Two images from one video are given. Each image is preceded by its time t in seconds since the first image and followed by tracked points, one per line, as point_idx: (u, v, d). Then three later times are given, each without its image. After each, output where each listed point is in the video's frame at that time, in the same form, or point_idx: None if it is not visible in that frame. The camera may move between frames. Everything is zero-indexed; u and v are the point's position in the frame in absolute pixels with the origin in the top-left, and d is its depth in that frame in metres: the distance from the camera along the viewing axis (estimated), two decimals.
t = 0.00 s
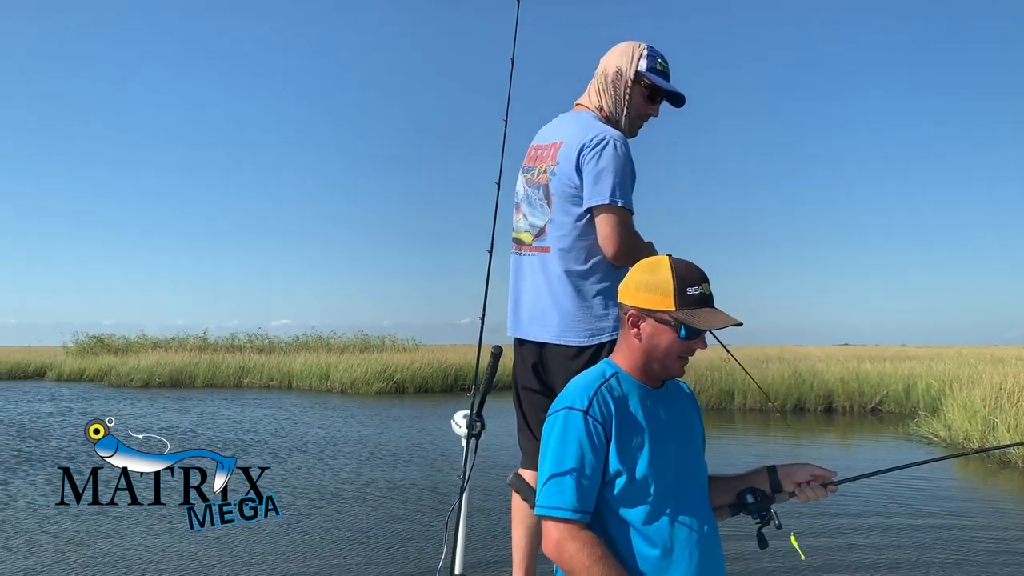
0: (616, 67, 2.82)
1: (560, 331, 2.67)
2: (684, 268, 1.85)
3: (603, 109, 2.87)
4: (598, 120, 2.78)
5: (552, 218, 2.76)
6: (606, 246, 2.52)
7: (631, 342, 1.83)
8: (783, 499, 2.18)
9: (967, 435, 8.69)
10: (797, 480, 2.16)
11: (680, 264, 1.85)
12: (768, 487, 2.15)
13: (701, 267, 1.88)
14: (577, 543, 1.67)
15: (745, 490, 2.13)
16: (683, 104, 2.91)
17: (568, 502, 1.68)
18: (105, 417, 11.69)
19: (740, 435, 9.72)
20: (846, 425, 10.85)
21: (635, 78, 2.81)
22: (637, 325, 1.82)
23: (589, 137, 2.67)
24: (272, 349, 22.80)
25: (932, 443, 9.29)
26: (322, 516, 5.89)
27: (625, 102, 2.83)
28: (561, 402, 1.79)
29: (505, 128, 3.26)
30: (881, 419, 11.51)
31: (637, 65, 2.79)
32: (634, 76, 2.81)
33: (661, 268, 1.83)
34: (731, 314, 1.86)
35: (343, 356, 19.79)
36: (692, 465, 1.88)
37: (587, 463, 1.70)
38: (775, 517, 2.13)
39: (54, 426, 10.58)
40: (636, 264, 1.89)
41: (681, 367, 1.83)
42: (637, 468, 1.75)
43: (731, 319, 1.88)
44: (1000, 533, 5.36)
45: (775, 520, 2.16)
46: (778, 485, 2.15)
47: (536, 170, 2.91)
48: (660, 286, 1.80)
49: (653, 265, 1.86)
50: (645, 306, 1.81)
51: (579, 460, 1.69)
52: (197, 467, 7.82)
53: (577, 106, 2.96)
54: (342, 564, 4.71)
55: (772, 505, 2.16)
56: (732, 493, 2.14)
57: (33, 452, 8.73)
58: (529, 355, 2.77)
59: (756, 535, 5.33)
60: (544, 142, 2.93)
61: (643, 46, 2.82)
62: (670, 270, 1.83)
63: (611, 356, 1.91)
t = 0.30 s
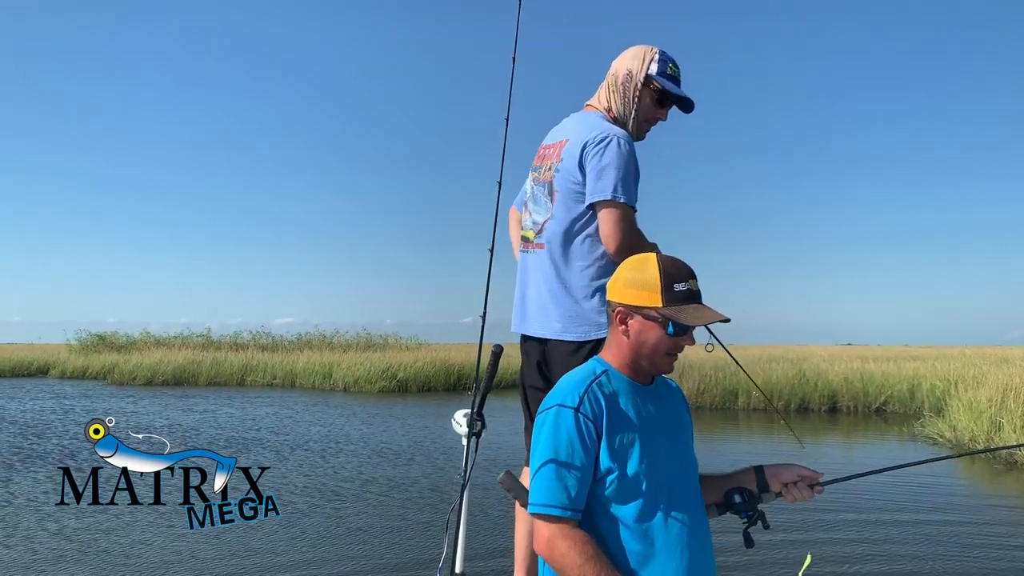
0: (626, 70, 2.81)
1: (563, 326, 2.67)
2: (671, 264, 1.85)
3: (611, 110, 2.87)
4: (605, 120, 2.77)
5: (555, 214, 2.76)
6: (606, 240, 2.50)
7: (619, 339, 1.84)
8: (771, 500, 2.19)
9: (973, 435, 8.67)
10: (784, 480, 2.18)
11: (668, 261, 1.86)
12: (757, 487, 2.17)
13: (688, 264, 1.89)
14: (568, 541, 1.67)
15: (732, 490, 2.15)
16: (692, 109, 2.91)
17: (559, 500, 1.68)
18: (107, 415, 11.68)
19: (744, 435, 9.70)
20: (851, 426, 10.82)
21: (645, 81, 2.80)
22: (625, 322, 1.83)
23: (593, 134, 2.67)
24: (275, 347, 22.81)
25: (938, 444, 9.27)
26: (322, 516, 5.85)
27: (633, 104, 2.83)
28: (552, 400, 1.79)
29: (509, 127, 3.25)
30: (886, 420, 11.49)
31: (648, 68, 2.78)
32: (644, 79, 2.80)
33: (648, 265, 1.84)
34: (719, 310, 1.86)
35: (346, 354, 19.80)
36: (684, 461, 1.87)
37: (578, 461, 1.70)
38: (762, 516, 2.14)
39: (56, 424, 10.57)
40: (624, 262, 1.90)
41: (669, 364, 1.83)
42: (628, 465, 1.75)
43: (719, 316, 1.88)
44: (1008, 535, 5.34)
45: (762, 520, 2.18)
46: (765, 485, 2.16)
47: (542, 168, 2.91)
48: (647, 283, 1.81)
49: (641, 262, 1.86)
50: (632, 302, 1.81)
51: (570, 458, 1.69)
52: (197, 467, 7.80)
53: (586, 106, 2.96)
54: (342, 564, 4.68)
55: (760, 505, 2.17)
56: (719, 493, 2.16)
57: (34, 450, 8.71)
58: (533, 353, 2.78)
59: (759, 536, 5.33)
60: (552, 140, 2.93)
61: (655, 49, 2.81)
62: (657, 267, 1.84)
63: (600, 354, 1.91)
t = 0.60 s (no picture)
0: (636, 72, 2.81)
1: (565, 321, 2.66)
2: (661, 261, 1.85)
3: (619, 111, 2.85)
4: (612, 119, 2.76)
5: (559, 209, 2.75)
6: (607, 234, 2.49)
7: (610, 335, 1.84)
8: (763, 497, 2.21)
9: (979, 438, 8.64)
10: (776, 478, 2.19)
11: (657, 258, 1.85)
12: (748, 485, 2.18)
13: (676, 258, 1.89)
14: (563, 541, 1.67)
15: (724, 488, 2.16)
16: (698, 116, 2.92)
17: (552, 500, 1.67)
18: (109, 412, 11.68)
19: (748, 437, 9.68)
20: (855, 428, 10.80)
21: (654, 84, 2.81)
22: (616, 318, 1.82)
23: (599, 130, 2.67)
24: (278, 345, 22.84)
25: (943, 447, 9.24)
26: (321, 515, 5.81)
27: (642, 105, 2.82)
28: (543, 399, 1.79)
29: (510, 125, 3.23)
30: (891, 422, 11.46)
31: (657, 71, 2.79)
32: (652, 82, 2.80)
33: (638, 261, 1.83)
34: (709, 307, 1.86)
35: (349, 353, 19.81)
36: (676, 459, 1.87)
37: (571, 460, 1.69)
38: (753, 514, 2.16)
39: (57, 421, 10.57)
40: (614, 259, 1.89)
41: (659, 360, 1.83)
42: (621, 464, 1.75)
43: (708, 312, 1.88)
44: (1014, 537, 5.31)
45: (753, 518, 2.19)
46: (757, 483, 2.18)
47: (548, 165, 2.91)
48: (637, 279, 1.80)
49: (630, 259, 1.86)
50: (621, 299, 1.81)
51: (562, 457, 1.69)
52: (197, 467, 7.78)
53: (594, 106, 2.96)
54: (342, 564, 4.65)
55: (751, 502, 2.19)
56: (711, 490, 2.17)
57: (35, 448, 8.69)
58: (537, 350, 2.78)
59: (762, 536, 5.30)
60: (559, 138, 2.93)
61: (663, 54, 2.83)
62: (646, 264, 1.83)
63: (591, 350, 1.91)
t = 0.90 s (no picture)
0: (638, 72, 2.80)
1: (565, 320, 2.65)
2: (657, 260, 1.85)
3: (620, 111, 2.84)
4: (613, 119, 2.75)
5: (559, 208, 2.75)
6: (607, 233, 2.49)
7: (607, 335, 1.84)
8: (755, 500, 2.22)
9: (985, 442, 8.60)
10: (769, 482, 2.20)
11: (653, 257, 1.86)
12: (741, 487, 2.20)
13: (672, 258, 1.89)
14: (562, 541, 1.67)
15: (716, 490, 2.18)
16: (699, 117, 2.92)
17: (552, 500, 1.67)
18: (112, 412, 11.69)
19: (752, 440, 9.66)
20: (860, 431, 10.77)
21: (656, 84, 2.81)
22: (612, 317, 1.83)
23: (601, 129, 2.66)
24: (282, 345, 22.86)
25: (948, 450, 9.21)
26: (321, 516, 5.80)
27: (644, 106, 2.81)
28: (542, 399, 1.78)
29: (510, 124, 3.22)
30: (895, 425, 11.42)
31: (659, 72, 2.79)
32: (654, 82, 2.80)
33: (634, 260, 1.84)
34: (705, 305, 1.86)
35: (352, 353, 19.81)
36: (673, 458, 1.87)
37: (571, 460, 1.69)
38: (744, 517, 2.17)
39: (59, 421, 10.59)
40: (610, 258, 1.90)
41: (657, 359, 1.83)
42: (620, 464, 1.75)
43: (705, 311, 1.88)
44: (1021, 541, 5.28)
45: (744, 520, 2.21)
46: (749, 486, 2.19)
47: (549, 165, 2.91)
48: (633, 278, 1.81)
49: (626, 259, 1.87)
50: (618, 298, 1.81)
51: (562, 457, 1.68)
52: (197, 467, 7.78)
53: (595, 106, 2.95)
54: (341, 565, 4.64)
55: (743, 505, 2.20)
56: (703, 492, 2.20)
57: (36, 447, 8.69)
58: (538, 350, 2.79)
59: (766, 539, 5.30)
60: (560, 138, 2.93)
61: (665, 55, 2.83)
62: (643, 263, 1.84)
63: (589, 351, 1.91)
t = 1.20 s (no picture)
0: (635, 72, 2.80)
1: (561, 322, 2.65)
2: (644, 258, 1.85)
3: (618, 111, 2.84)
4: (610, 119, 2.75)
5: (556, 209, 2.75)
6: (603, 233, 2.48)
7: (596, 335, 1.84)
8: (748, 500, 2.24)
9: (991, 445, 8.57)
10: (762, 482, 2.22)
11: (640, 256, 1.86)
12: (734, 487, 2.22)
13: (659, 255, 1.90)
14: (557, 543, 1.66)
15: (709, 490, 2.20)
16: (697, 117, 2.91)
17: (547, 502, 1.67)
18: (114, 412, 11.70)
19: (756, 441, 9.65)
20: (864, 433, 10.75)
21: (653, 84, 2.80)
22: (601, 317, 1.83)
23: (598, 131, 2.66)
24: (285, 346, 22.87)
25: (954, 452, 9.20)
26: (321, 516, 5.81)
27: (641, 106, 2.81)
28: (535, 401, 1.78)
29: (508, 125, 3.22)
30: (900, 428, 11.40)
31: (657, 72, 2.79)
32: (652, 82, 2.80)
33: (621, 258, 1.84)
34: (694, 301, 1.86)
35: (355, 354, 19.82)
36: (667, 458, 1.87)
37: (565, 462, 1.68)
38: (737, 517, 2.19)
39: (60, 421, 10.61)
40: (598, 258, 1.91)
41: (648, 358, 1.83)
42: (614, 465, 1.75)
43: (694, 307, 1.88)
44: None
45: (737, 520, 2.23)
46: (742, 486, 2.21)
47: (546, 165, 2.90)
48: (620, 276, 1.81)
49: (614, 258, 1.87)
50: (606, 297, 1.81)
51: (556, 459, 1.68)
52: (197, 467, 7.79)
53: (592, 106, 2.95)
54: (341, 565, 4.64)
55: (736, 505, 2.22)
56: (697, 492, 2.22)
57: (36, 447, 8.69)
58: (533, 351, 2.80)
59: (768, 540, 5.29)
60: (557, 139, 2.93)
61: (663, 55, 2.82)
62: (629, 261, 1.84)
63: (580, 352, 1.91)
